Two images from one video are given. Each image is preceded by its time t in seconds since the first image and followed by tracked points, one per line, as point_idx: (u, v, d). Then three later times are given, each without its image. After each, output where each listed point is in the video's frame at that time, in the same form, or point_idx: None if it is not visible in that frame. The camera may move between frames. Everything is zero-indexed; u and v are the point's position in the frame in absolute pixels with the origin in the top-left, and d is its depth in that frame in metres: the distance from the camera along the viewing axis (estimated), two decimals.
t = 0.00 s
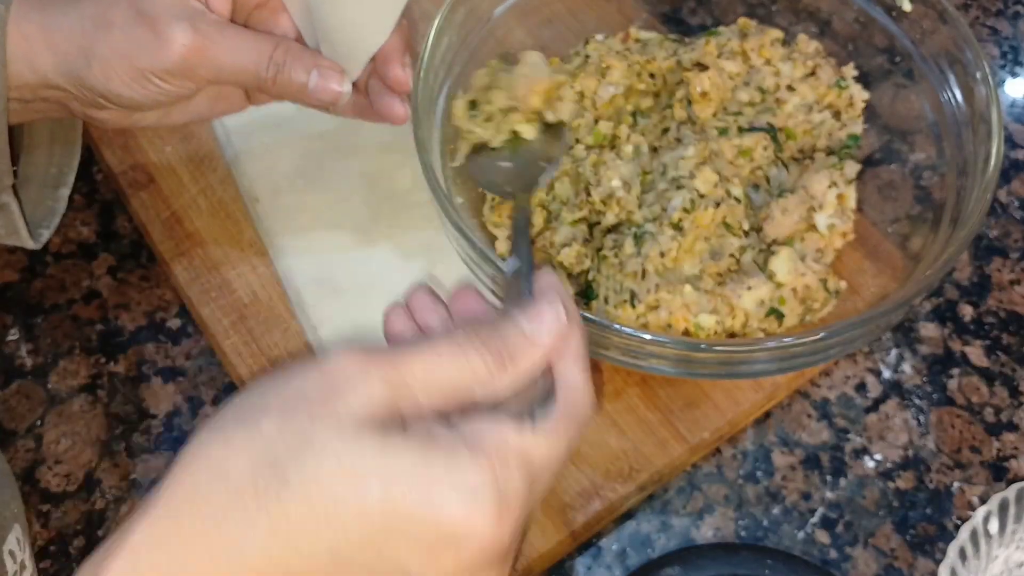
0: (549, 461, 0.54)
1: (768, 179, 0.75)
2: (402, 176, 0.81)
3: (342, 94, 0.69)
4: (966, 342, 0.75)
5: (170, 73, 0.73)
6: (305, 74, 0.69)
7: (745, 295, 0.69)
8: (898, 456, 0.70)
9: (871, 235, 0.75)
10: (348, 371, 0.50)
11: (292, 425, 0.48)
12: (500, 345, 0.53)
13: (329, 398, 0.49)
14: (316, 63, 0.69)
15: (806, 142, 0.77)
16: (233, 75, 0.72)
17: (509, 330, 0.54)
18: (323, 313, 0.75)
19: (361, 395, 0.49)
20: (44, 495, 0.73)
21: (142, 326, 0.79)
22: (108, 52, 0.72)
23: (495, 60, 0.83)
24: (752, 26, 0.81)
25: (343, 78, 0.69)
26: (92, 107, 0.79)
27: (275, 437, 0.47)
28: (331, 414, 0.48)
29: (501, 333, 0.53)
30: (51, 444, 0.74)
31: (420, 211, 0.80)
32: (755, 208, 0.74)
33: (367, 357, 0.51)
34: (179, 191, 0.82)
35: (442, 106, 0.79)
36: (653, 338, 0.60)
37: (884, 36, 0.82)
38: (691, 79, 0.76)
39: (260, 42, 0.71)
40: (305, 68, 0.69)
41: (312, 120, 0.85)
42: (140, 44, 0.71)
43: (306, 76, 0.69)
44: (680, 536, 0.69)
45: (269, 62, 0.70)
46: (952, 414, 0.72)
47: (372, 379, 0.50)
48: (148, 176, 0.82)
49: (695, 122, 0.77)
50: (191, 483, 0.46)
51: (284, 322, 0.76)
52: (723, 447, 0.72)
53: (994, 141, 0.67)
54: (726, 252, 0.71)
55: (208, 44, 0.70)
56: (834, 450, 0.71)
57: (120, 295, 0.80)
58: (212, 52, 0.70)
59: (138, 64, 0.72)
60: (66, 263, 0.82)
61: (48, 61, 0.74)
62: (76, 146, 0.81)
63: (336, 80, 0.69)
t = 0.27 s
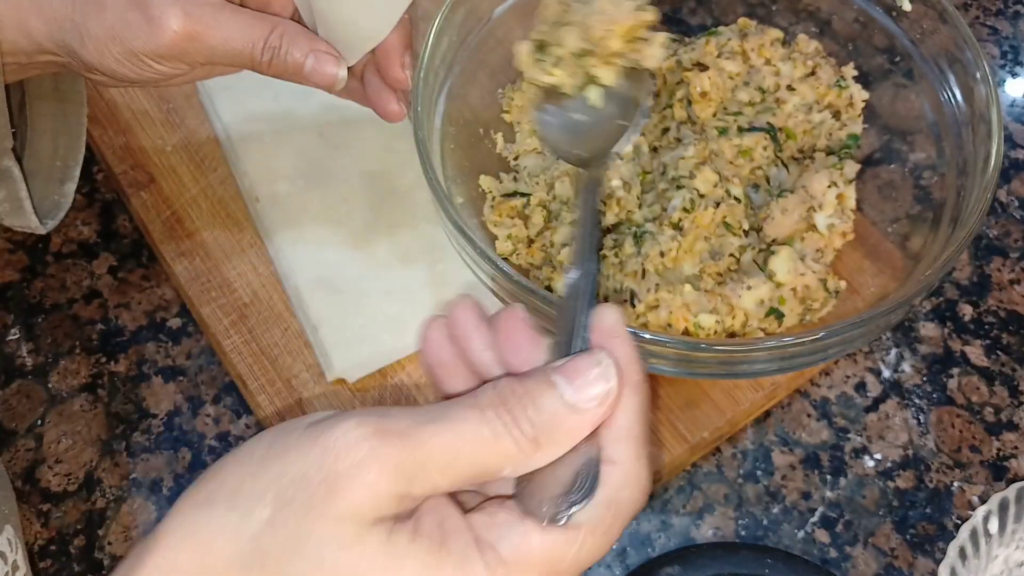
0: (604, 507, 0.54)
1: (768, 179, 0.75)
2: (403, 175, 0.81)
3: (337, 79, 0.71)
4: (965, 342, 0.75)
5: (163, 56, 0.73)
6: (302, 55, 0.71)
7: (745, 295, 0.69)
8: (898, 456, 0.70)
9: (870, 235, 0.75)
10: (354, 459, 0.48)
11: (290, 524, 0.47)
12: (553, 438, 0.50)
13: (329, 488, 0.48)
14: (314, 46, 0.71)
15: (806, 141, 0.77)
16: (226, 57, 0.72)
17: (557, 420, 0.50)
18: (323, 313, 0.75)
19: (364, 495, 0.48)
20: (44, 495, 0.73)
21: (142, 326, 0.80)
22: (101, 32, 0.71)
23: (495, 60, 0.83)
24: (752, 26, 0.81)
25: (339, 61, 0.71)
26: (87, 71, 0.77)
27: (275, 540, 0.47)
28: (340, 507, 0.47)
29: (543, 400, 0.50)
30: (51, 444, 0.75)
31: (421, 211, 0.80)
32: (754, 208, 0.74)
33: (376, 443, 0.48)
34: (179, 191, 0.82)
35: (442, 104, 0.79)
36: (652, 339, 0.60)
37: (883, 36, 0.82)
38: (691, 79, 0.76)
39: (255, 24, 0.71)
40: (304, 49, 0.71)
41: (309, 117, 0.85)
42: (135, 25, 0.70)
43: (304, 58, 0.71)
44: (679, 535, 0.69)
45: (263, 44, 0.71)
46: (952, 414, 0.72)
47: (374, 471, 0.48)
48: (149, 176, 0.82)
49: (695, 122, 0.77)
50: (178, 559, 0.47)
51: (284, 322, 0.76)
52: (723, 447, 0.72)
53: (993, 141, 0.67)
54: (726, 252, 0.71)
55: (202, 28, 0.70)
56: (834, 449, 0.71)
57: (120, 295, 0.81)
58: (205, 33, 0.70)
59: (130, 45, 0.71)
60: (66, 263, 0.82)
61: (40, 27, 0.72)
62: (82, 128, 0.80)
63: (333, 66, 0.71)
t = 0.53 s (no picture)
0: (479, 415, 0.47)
1: (768, 179, 0.75)
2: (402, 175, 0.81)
3: (344, 73, 0.69)
4: (965, 342, 0.75)
5: (174, 44, 0.73)
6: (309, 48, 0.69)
7: (745, 295, 0.69)
8: (898, 456, 0.70)
9: (871, 235, 0.75)
10: (327, 406, 0.40)
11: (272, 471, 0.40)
12: (435, 355, 0.43)
13: (312, 430, 0.40)
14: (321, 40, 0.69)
15: (806, 142, 0.77)
16: (237, 48, 0.72)
17: (442, 341, 0.43)
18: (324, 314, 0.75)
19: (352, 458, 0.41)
20: (44, 495, 0.73)
21: (142, 326, 0.80)
22: (113, 18, 0.71)
23: (495, 60, 0.83)
24: (752, 26, 0.81)
25: (346, 56, 0.69)
26: (95, 66, 0.77)
27: (259, 499, 0.40)
28: (241, 470, 0.40)
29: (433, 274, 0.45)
30: (52, 444, 0.75)
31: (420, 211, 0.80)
32: (754, 208, 0.74)
33: (308, 405, 0.40)
34: (179, 191, 0.82)
35: (442, 104, 0.80)
36: (652, 338, 0.60)
37: (883, 36, 0.82)
38: (691, 79, 0.76)
39: (267, 16, 0.71)
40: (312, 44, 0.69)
41: (307, 117, 0.85)
42: (147, 12, 0.70)
43: (311, 51, 0.69)
44: (679, 536, 0.69)
45: (274, 36, 0.70)
46: (952, 414, 0.72)
47: (368, 431, 0.41)
48: (149, 176, 0.82)
49: (695, 122, 0.76)
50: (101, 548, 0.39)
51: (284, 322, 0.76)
52: (723, 447, 0.72)
53: (994, 141, 0.67)
54: (726, 252, 0.71)
55: (213, 16, 0.70)
56: (834, 450, 0.71)
57: (120, 295, 0.81)
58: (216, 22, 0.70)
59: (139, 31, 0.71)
60: (66, 263, 0.82)
61: (52, 21, 0.72)
62: (82, 127, 0.80)
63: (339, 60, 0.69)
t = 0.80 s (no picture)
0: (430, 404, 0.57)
1: (768, 179, 0.75)
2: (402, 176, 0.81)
3: (344, 68, 0.68)
4: (966, 342, 0.75)
5: (175, 40, 0.72)
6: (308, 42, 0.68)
7: (745, 295, 0.69)
8: (898, 456, 0.70)
9: (870, 235, 0.75)
10: (259, 403, 0.44)
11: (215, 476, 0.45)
12: (378, 343, 0.48)
13: (243, 432, 0.45)
14: (322, 34, 0.68)
15: (806, 142, 0.77)
16: (236, 43, 0.71)
17: (384, 328, 0.49)
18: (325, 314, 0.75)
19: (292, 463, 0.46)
20: (44, 495, 0.73)
21: (142, 326, 0.79)
22: (115, 16, 0.71)
23: (495, 60, 0.83)
24: (752, 26, 0.81)
25: (346, 51, 0.67)
26: (96, 65, 0.77)
27: (206, 496, 0.46)
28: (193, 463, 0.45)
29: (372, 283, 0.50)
30: (51, 444, 0.74)
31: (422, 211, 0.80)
32: (755, 208, 0.74)
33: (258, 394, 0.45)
34: (179, 192, 0.82)
35: (443, 104, 0.79)
36: (653, 339, 0.60)
37: (883, 36, 0.82)
38: (691, 79, 0.76)
39: (268, 10, 0.69)
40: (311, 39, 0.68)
41: (304, 118, 0.85)
42: (148, 8, 0.70)
43: (312, 46, 0.68)
44: (680, 536, 0.69)
45: (273, 31, 0.69)
46: (952, 414, 0.72)
47: (306, 429, 0.45)
48: (149, 176, 0.82)
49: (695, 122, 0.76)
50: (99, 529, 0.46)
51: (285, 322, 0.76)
52: (723, 447, 0.72)
53: (994, 141, 0.67)
54: (726, 253, 0.71)
55: (214, 14, 0.69)
56: (834, 450, 0.71)
57: (120, 296, 0.81)
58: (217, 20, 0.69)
59: (141, 28, 0.71)
60: (66, 263, 0.82)
61: (52, 22, 0.73)
62: (81, 127, 0.80)
63: (340, 57, 0.68)
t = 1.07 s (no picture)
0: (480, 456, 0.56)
1: (768, 179, 0.75)
2: (401, 176, 0.81)
3: (347, 68, 0.68)
4: (965, 342, 0.75)
5: (178, 40, 0.72)
6: (310, 42, 0.68)
7: (745, 295, 0.69)
8: (898, 456, 0.70)
9: (870, 235, 0.75)
10: (338, 449, 0.45)
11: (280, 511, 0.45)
12: (449, 405, 0.49)
13: (317, 475, 0.45)
14: (323, 34, 0.68)
15: (806, 142, 0.77)
16: (240, 44, 0.71)
17: (453, 390, 0.49)
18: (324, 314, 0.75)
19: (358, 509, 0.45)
20: (44, 495, 0.73)
21: (142, 326, 0.79)
22: (117, 17, 0.71)
23: (495, 60, 0.83)
24: (752, 26, 0.81)
25: (349, 51, 0.67)
26: (98, 67, 0.78)
27: (261, 532, 0.44)
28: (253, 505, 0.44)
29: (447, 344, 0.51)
30: (52, 444, 0.74)
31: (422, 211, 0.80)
32: (754, 208, 0.74)
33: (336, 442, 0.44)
34: (179, 192, 0.82)
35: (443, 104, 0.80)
36: (652, 340, 0.60)
37: (883, 36, 0.82)
38: (691, 79, 0.76)
39: (271, 11, 0.69)
40: (314, 39, 0.68)
41: (304, 117, 0.84)
42: (149, 9, 0.70)
43: (313, 46, 0.68)
44: (680, 536, 0.69)
45: (276, 32, 0.69)
46: (952, 414, 0.72)
47: (377, 479, 0.45)
48: (149, 176, 0.82)
49: (695, 122, 0.76)
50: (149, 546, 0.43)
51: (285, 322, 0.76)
52: (723, 447, 0.72)
53: (994, 141, 0.67)
54: (726, 253, 0.71)
55: (217, 14, 0.69)
56: (834, 450, 0.71)
57: (120, 296, 0.81)
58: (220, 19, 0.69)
59: (143, 28, 0.71)
60: (66, 263, 0.82)
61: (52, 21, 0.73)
62: (81, 127, 0.80)
63: (343, 57, 0.68)
